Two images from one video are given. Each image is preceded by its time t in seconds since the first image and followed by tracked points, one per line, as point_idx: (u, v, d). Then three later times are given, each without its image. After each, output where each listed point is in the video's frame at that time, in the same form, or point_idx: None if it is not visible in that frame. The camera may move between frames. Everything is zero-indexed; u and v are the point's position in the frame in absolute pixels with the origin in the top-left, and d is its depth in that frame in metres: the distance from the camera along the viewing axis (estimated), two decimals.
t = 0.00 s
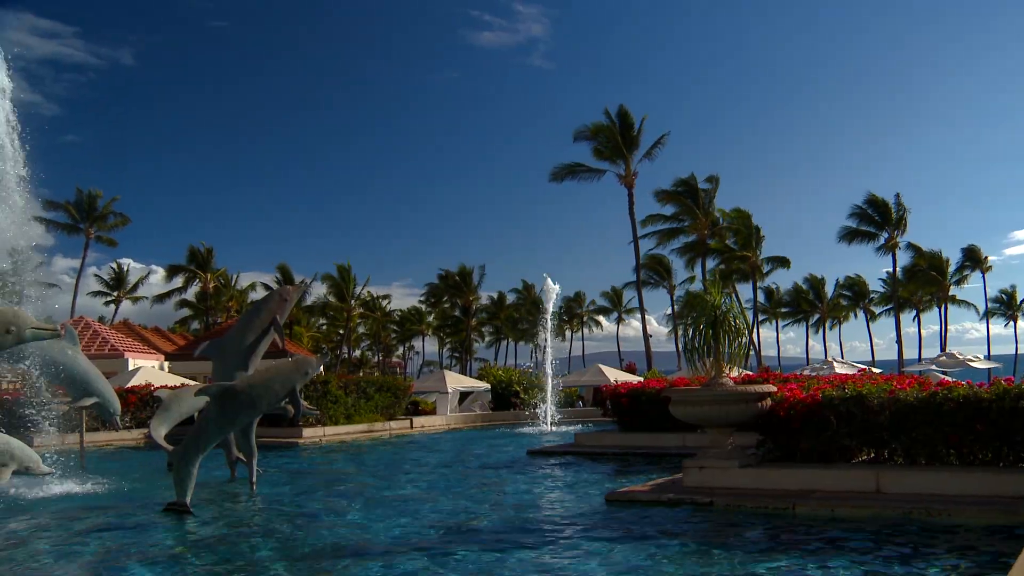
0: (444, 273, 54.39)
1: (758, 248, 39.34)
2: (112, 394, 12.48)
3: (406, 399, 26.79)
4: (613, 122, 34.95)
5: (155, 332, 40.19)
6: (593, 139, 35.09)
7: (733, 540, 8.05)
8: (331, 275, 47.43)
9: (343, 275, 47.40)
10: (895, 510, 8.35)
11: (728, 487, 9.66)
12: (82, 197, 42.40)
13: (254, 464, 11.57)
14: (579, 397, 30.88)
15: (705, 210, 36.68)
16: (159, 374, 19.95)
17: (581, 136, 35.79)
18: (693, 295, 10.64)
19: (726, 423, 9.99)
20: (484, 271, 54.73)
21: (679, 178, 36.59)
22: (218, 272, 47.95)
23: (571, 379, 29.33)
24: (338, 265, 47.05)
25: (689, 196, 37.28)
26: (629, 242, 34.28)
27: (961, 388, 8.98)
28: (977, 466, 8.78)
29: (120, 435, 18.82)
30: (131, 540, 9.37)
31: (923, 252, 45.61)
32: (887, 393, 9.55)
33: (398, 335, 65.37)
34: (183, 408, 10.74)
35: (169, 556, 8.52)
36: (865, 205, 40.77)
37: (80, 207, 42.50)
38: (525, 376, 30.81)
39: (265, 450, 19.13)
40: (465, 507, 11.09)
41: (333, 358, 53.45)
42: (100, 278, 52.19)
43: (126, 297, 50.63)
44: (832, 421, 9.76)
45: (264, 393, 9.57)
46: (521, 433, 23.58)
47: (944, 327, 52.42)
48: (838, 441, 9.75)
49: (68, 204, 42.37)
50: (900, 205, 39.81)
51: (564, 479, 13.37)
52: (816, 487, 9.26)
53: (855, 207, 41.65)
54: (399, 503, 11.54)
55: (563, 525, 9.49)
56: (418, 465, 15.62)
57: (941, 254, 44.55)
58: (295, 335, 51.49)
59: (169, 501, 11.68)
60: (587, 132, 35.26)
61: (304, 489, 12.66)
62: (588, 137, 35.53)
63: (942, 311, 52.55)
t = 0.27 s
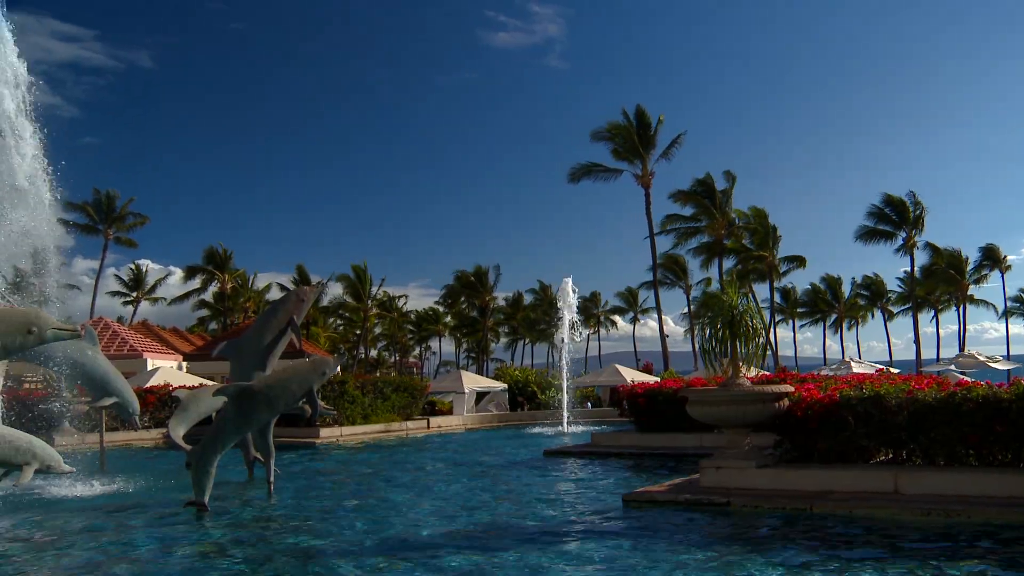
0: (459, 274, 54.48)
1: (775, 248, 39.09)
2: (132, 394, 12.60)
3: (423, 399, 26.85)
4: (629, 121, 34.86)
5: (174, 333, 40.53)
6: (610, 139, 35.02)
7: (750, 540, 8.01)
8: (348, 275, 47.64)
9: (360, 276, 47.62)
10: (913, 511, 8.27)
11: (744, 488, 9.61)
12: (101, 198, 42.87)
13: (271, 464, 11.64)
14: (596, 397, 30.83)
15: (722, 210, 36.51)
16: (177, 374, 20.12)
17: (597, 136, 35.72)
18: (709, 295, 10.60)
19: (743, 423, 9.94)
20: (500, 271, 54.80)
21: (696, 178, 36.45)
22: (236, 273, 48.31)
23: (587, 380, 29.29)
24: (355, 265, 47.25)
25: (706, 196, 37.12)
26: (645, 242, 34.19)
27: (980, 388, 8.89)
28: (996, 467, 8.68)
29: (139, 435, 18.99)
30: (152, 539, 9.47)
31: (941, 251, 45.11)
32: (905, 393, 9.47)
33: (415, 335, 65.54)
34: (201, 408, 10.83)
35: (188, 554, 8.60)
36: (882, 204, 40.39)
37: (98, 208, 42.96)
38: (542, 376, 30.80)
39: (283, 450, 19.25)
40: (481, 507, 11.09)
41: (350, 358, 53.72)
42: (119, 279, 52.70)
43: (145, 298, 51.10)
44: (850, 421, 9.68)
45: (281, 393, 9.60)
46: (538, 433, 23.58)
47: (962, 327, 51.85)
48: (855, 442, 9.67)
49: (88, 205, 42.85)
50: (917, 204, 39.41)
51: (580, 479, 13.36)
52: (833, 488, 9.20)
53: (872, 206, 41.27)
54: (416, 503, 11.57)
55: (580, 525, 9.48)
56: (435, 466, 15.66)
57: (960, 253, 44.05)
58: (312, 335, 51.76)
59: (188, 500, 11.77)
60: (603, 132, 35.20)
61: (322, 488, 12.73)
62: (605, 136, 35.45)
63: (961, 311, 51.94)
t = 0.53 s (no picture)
0: (481, 274, 54.57)
1: (798, 247, 38.75)
2: (156, 394, 12.76)
3: (445, 399, 26.93)
4: (651, 121, 34.72)
5: (198, 333, 40.98)
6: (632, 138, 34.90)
7: (773, 541, 7.96)
8: (371, 275, 47.90)
9: (381, 276, 47.88)
10: (938, 512, 8.16)
11: (767, 488, 9.54)
12: (125, 199, 43.47)
13: (294, 464, 11.74)
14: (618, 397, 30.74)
15: (744, 210, 36.28)
16: (201, 374, 20.36)
17: (619, 135, 35.61)
18: (733, 294, 10.51)
19: (765, 423, 9.86)
20: (521, 271, 54.85)
21: (719, 177, 36.23)
22: (258, 274, 48.75)
23: (609, 380, 29.21)
24: (377, 265, 47.49)
25: (728, 196, 36.87)
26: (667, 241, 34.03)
27: (1007, 388, 8.76)
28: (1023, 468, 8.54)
29: (164, 434, 19.23)
30: (177, 537, 9.59)
31: (966, 249, 44.41)
32: (929, 393, 9.34)
33: (436, 335, 65.75)
34: (224, 407, 10.96)
35: (212, 553, 8.69)
36: (905, 203, 39.86)
37: (122, 209, 43.54)
38: (564, 377, 30.77)
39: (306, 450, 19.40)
40: (503, 507, 11.11)
41: (373, 359, 54.03)
42: (144, 281, 53.40)
43: (169, 299, 51.74)
44: (874, 421, 9.58)
45: (304, 393, 9.66)
46: (559, 433, 23.57)
47: (988, 327, 51.05)
48: (879, 442, 9.57)
49: (113, 207, 43.47)
50: (942, 203, 38.84)
51: (602, 479, 13.33)
52: (856, 489, 9.11)
53: (896, 204, 40.76)
54: (437, 502, 11.61)
55: (601, 525, 9.47)
56: (457, 465, 15.70)
57: (986, 251, 43.32)
58: (334, 336, 52.10)
59: (212, 499, 11.90)
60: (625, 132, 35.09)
61: (344, 488, 12.81)
62: (627, 136, 35.35)
63: (987, 310, 51.13)
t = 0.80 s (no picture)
0: (502, 274, 54.63)
1: (821, 247, 38.37)
2: (180, 393, 12.92)
3: (467, 399, 27.00)
4: (674, 120, 34.55)
5: (222, 334, 41.41)
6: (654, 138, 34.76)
7: (796, 542, 7.91)
8: (393, 275, 48.13)
9: (404, 276, 48.11)
10: (964, 514, 8.06)
11: (790, 489, 9.48)
12: (149, 201, 44.06)
13: (317, 464, 11.83)
14: (640, 397, 30.62)
15: (767, 209, 36.01)
16: (225, 374, 20.58)
17: (642, 134, 35.48)
18: (755, 294, 10.44)
19: (788, 423, 9.78)
20: (542, 271, 54.83)
21: (742, 176, 35.99)
22: (281, 275, 49.16)
23: (631, 380, 29.11)
24: (399, 266, 47.70)
25: (751, 195, 36.61)
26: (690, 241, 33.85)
27: None
28: None
29: (189, 434, 19.47)
30: (202, 536, 9.72)
31: (992, 248, 43.70)
32: (954, 393, 9.22)
33: (458, 336, 65.91)
34: (248, 407, 11.08)
35: (237, 552, 8.81)
36: (930, 201, 39.33)
37: (147, 210, 44.11)
38: (586, 377, 30.72)
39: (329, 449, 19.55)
40: (525, 507, 11.13)
41: (395, 359, 54.30)
42: (168, 281, 54.07)
43: (192, 299, 52.33)
44: (897, 421, 9.48)
45: (327, 393, 9.72)
46: (581, 434, 23.55)
47: (1015, 327, 50.22)
48: (903, 442, 9.48)
49: (137, 208, 44.08)
50: (967, 201, 38.27)
51: (624, 479, 13.30)
52: (880, 489, 9.03)
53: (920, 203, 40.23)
54: (459, 502, 11.66)
55: (623, 526, 9.47)
56: (479, 465, 15.74)
57: (1012, 251, 42.59)
58: (357, 336, 52.40)
59: (236, 498, 12.03)
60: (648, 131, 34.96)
61: (366, 488, 12.89)
62: (650, 134, 35.22)
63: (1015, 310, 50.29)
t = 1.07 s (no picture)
0: (522, 274, 54.65)
1: (841, 246, 38.01)
2: (202, 393, 13.06)
3: (487, 399, 27.05)
4: (695, 118, 34.38)
5: (244, 335, 41.78)
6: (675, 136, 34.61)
7: (816, 542, 7.87)
8: (414, 276, 48.30)
9: (424, 277, 48.31)
10: (988, 515, 7.96)
11: (811, 489, 9.42)
12: (171, 203, 44.55)
13: (338, 464, 11.90)
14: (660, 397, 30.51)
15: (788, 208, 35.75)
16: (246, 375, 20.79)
17: (663, 132, 35.33)
18: (776, 294, 10.38)
19: (809, 423, 9.70)
20: (562, 271, 54.77)
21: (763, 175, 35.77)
22: (302, 275, 49.54)
23: (650, 380, 29.02)
24: (419, 267, 47.88)
25: (772, 194, 36.36)
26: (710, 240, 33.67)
27: None
28: None
29: (211, 433, 19.70)
30: (225, 534, 9.84)
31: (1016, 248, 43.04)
32: (977, 393, 9.08)
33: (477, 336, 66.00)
34: (269, 407, 11.17)
35: (258, 550, 8.90)
36: (953, 200, 38.82)
37: (169, 212, 44.60)
38: (606, 376, 30.67)
39: (349, 449, 19.68)
40: (544, 507, 11.15)
41: (415, 358, 54.54)
42: (190, 282, 54.59)
43: (213, 300, 52.83)
44: (919, 422, 9.37)
45: (348, 393, 9.74)
46: (601, 434, 23.52)
47: None
48: (926, 442, 9.38)
49: (160, 210, 44.57)
50: (991, 200, 37.71)
51: (643, 479, 13.28)
52: (901, 490, 8.94)
53: (942, 202, 39.73)
54: (477, 501, 11.72)
55: (642, 526, 9.46)
56: (499, 465, 15.77)
57: None
58: (377, 336, 52.64)
59: (257, 497, 12.15)
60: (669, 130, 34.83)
61: (386, 488, 12.97)
62: (670, 132, 35.08)
63: None
